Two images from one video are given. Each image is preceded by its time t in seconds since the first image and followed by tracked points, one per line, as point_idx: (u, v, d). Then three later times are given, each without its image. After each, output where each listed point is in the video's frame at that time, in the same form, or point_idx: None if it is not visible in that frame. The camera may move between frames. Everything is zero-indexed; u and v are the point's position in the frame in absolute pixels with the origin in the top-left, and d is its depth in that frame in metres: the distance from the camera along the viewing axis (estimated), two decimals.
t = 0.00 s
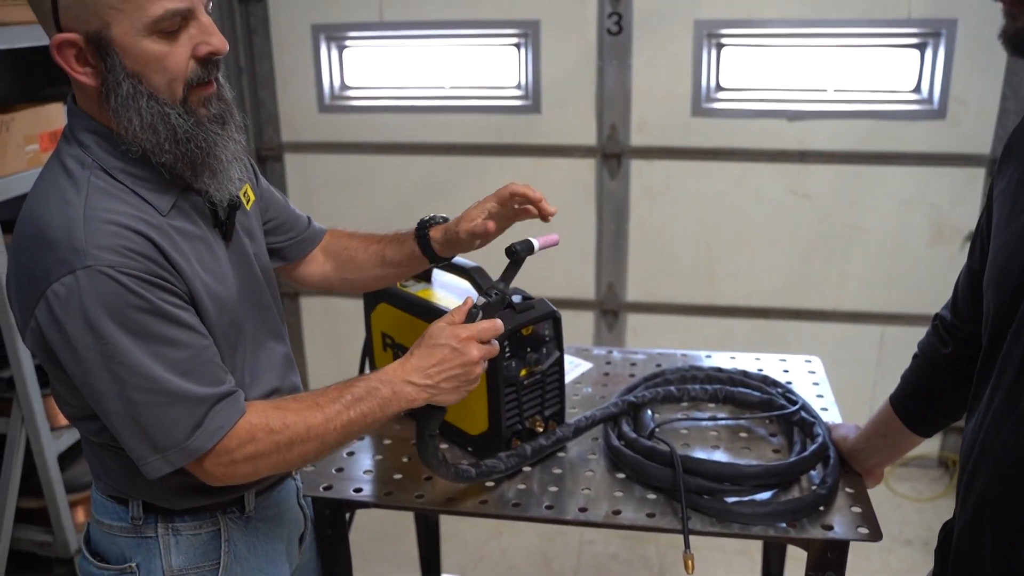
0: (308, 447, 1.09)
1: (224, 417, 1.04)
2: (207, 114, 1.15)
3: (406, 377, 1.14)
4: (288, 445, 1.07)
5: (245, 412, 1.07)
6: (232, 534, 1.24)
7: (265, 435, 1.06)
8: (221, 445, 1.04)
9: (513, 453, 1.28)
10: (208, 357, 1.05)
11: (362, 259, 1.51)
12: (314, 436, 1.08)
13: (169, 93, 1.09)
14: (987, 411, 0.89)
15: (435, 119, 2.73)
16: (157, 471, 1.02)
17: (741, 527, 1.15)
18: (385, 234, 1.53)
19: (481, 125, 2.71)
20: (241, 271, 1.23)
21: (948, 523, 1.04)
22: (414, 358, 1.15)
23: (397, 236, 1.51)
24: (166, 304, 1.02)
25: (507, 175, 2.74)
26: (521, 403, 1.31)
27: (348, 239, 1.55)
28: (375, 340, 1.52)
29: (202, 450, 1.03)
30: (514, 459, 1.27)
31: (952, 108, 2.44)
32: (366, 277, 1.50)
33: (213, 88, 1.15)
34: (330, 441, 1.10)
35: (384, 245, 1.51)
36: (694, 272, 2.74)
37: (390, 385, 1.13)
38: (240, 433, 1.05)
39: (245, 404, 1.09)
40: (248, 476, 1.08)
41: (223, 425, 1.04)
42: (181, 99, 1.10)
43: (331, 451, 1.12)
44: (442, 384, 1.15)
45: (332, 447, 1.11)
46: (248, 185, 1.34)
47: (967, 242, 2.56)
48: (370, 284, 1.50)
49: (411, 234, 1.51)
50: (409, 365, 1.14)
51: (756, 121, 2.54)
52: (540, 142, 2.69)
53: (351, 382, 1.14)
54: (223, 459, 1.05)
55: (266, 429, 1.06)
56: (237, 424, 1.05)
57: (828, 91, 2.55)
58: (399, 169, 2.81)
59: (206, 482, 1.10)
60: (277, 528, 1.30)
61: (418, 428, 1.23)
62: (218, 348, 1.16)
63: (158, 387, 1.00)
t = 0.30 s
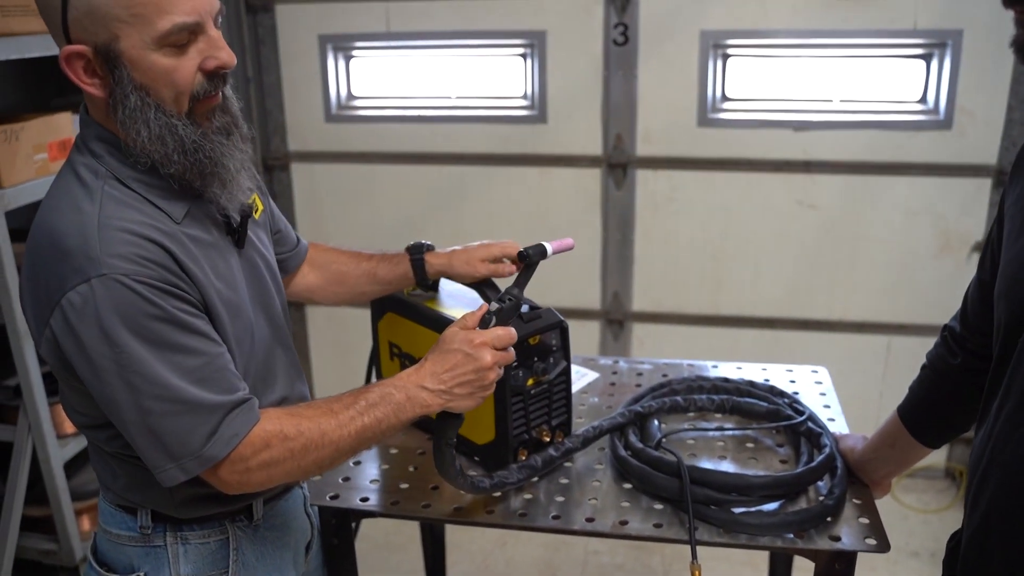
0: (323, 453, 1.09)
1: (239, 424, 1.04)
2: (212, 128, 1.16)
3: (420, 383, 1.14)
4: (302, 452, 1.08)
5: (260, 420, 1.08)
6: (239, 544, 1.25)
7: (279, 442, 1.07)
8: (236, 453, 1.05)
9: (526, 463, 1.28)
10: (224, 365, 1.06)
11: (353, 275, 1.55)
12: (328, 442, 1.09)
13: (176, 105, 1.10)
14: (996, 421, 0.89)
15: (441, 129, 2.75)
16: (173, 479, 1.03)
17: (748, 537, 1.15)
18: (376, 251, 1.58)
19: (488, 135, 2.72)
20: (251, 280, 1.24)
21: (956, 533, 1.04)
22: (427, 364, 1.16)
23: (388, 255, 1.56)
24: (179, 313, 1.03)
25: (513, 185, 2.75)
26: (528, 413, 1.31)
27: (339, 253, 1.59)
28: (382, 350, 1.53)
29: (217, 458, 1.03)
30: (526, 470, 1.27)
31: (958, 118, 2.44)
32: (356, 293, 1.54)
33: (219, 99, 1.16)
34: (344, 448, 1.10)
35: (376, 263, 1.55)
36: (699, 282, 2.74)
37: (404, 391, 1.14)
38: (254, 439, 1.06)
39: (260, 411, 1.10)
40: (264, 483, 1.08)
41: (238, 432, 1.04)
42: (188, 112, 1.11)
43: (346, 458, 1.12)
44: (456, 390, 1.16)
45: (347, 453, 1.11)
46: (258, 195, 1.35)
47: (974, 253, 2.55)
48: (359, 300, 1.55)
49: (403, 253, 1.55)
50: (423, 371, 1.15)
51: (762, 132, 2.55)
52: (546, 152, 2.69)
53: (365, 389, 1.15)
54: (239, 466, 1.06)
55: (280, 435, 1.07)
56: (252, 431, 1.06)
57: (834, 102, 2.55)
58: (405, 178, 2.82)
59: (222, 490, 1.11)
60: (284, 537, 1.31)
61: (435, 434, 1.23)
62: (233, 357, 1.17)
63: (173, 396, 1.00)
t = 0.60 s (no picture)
0: (327, 461, 1.09)
1: (243, 432, 1.04)
2: (222, 138, 1.16)
3: (425, 391, 1.14)
4: (306, 460, 1.08)
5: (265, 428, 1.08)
6: (242, 553, 1.24)
7: (283, 450, 1.07)
8: (240, 461, 1.05)
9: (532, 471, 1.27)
10: (230, 373, 1.06)
11: (359, 287, 1.55)
12: (332, 450, 1.09)
13: (186, 114, 1.10)
14: (1009, 433, 0.88)
15: (447, 138, 2.75)
16: (177, 486, 1.03)
17: (755, 548, 1.14)
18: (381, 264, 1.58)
19: (494, 143, 2.72)
20: (255, 287, 1.24)
21: (967, 545, 1.03)
22: (432, 372, 1.15)
23: (394, 267, 1.56)
24: (186, 320, 1.03)
25: (517, 193, 2.75)
26: (534, 422, 1.31)
27: (344, 267, 1.59)
28: (388, 359, 1.52)
29: (221, 465, 1.03)
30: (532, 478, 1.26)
31: (964, 127, 2.44)
32: (362, 304, 1.53)
33: (230, 110, 1.16)
34: (349, 456, 1.10)
35: (382, 275, 1.55)
36: (705, 291, 2.74)
37: (408, 398, 1.13)
38: (258, 447, 1.06)
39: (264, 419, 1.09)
40: (268, 491, 1.08)
41: (242, 439, 1.04)
42: (198, 121, 1.12)
43: (350, 466, 1.12)
44: (461, 397, 1.15)
45: (351, 461, 1.11)
46: (263, 204, 1.35)
47: (981, 262, 2.54)
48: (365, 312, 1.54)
49: (409, 265, 1.55)
50: (427, 379, 1.15)
51: (769, 140, 2.55)
52: (551, 160, 2.70)
53: (370, 396, 1.15)
54: (242, 474, 1.05)
55: (284, 443, 1.07)
56: (256, 439, 1.06)
57: (840, 110, 2.55)
58: (410, 187, 2.83)
59: (226, 498, 1.10)
60: (287, 546, 1.30)
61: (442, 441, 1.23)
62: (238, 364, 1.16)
63: (178, 403, 1.00)
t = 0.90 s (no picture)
0: (328, 466, 1.08)
1: (244, 436, 1.04)
2: (224, 144, 1.16)
3: (426, 394, 1.13)
4: (307, 465, 1.07)
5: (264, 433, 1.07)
6: (243, 560, 1.24)
7: (283, 455, 1.06)
8: (241, 466, 1.04)
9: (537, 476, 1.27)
10: (230, 378, 1.05)
11: (363, 293, 1.55)
12: (333, 455, 1.08)
13: (189, 120, 1.10)
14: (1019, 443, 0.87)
15: (451, 144, 2.75)
16: (177, 491, 1.02)
17: (761, 557, 1.13)
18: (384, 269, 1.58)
19: (498, 149, 2.72)
20: (256, 293, 1.24)
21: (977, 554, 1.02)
22: (432, 375, 1.15)
23: (397, 272, 1.56)
24: (187, 325, 1.03)
25: (522, 199, 2.75)
26: (539, 428, 1.30)
27: (345, 272, 1.59)
28: (392, 366, 1.52)
29: (221, 471, 1.03)
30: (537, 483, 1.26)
31: (970, 132, 2.43)
32: (367, 311, 1.54)
33: (234, 116, 1.16)
34: (350, 460, 1.10)
35: (386, 281, 1.55)
36: (710, 297, 2.73)
37: (409, 401, 1.13)
38: (258, 453, 1.05)
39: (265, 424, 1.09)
40: (269, 497, 1.07)
41: (243, 444, 1.04)
42: (200, 127, 1.12)
43: (352, 471, 1.11)
44: (463, 399, 1.15)
45: (352, 466, 1.10)
46: (265, 208, 1.35)
47: (987, 268, 2.53)
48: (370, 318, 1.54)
49: (412, 270, 1.55)
50: (428, 382, 1.14)
51: (774, 147, 2.54)
52: (556, 166, 2.69)
53: (370, 400, 1.14)
54: (243, 479, 1.05)
55: (284, 448, 1.06)
56: (256, 444, 1.05)
57: (845, 116, 2.54)
58: (415, 192, 2.83)
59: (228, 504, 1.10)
60: (289, 553, 1.30)
61: (445, 446, 1.22)
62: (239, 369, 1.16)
63: (177, 409, 1.00)
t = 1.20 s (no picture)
0: (330, 469, 1.08)
1: (245, 441, 1.03)
2: (227, 148, 1.16)
3: (428, 396, 1.13)
4: (308, 469, 1.07)
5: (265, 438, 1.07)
6: (245, 565, 1.23)
7: (284, 460, 1.06)
8: (242, 470, 1.04)
9: (541, 480, 1.26)
10: (231, 382, 1.05)
11: (367, 297, 1.54)
12: (334, 459, 1.08)
13: (190, 123, 1.10)
14: None
15: (455, 148, 2.75)
16: (178, 495, 1.02)
17: (767, 564, 1.12)
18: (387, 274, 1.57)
19: (502, 153, 2.72)
20: (258, 297, 1.23)
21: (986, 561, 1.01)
22: (433, 377, 1.14)
23: (400, 277, 1.55)
24: (188, 329, 1.02)
25: (525, 203, 2.75)
26: (543, 433, 1.29)
27: (349, 278, 1.58)
28: (395, 370, 1.51)
29: (222, 475, 1.02)
30: (541, 487, 1.25)
31: (975, 137, 2.42)
32: (371, 314, 1.53)
33: (236, 120, 1.16)
34: (352, 464, 1.09)
35: (390, 285, 1.54)
36: (714, 301, 2.72)
37: (410, 404, 1.12)
38: (259, 457, 1.05)
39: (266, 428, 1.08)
40: (271, 501, 1.07)
41: (244, 448, 1.03)
42: (202, 130, 1.11)
43: (354, 475, 1.11)
44: (466, 402, 1.14)
45: (354, 469, 1.10)
46: (267, 213, 1.35)
47: (993, 273, 2.52)
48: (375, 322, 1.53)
49: (417, 275, 1.55)
50: (429, 384, 1.13)
51: (778, 151, 2.54)
52: (559, 169, 2.69)
53: (371, 403, 1.13)
54: (245, 484, 1.04)
55: (285, 453, 1.06)
56: (257, 449, 1.05)
57: (850, 120, 2.54)
58: (419, 196, 2.82)
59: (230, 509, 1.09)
60: (291, 558, 1.29)
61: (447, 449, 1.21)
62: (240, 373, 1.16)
63: (177, 413, 1.00)
